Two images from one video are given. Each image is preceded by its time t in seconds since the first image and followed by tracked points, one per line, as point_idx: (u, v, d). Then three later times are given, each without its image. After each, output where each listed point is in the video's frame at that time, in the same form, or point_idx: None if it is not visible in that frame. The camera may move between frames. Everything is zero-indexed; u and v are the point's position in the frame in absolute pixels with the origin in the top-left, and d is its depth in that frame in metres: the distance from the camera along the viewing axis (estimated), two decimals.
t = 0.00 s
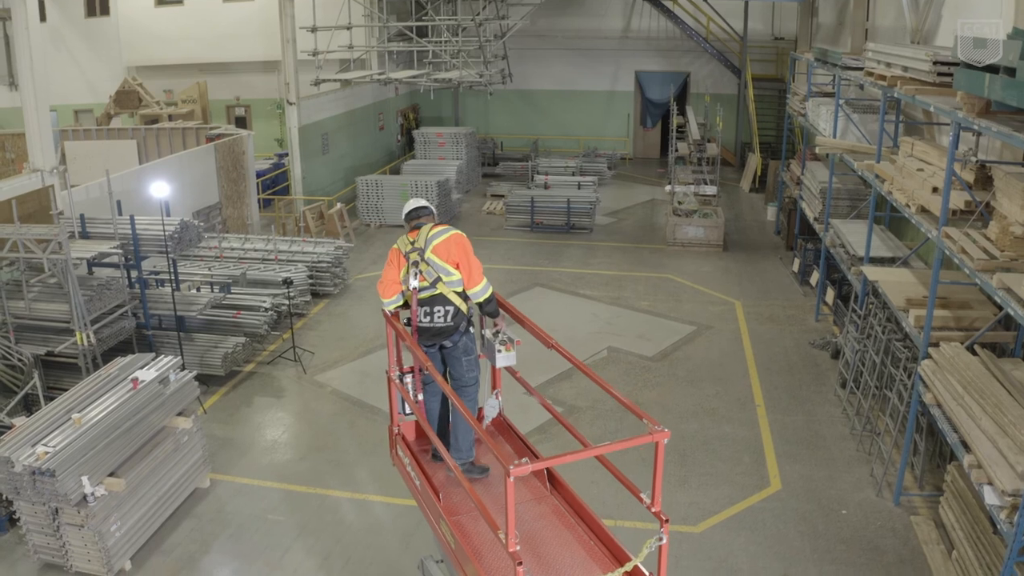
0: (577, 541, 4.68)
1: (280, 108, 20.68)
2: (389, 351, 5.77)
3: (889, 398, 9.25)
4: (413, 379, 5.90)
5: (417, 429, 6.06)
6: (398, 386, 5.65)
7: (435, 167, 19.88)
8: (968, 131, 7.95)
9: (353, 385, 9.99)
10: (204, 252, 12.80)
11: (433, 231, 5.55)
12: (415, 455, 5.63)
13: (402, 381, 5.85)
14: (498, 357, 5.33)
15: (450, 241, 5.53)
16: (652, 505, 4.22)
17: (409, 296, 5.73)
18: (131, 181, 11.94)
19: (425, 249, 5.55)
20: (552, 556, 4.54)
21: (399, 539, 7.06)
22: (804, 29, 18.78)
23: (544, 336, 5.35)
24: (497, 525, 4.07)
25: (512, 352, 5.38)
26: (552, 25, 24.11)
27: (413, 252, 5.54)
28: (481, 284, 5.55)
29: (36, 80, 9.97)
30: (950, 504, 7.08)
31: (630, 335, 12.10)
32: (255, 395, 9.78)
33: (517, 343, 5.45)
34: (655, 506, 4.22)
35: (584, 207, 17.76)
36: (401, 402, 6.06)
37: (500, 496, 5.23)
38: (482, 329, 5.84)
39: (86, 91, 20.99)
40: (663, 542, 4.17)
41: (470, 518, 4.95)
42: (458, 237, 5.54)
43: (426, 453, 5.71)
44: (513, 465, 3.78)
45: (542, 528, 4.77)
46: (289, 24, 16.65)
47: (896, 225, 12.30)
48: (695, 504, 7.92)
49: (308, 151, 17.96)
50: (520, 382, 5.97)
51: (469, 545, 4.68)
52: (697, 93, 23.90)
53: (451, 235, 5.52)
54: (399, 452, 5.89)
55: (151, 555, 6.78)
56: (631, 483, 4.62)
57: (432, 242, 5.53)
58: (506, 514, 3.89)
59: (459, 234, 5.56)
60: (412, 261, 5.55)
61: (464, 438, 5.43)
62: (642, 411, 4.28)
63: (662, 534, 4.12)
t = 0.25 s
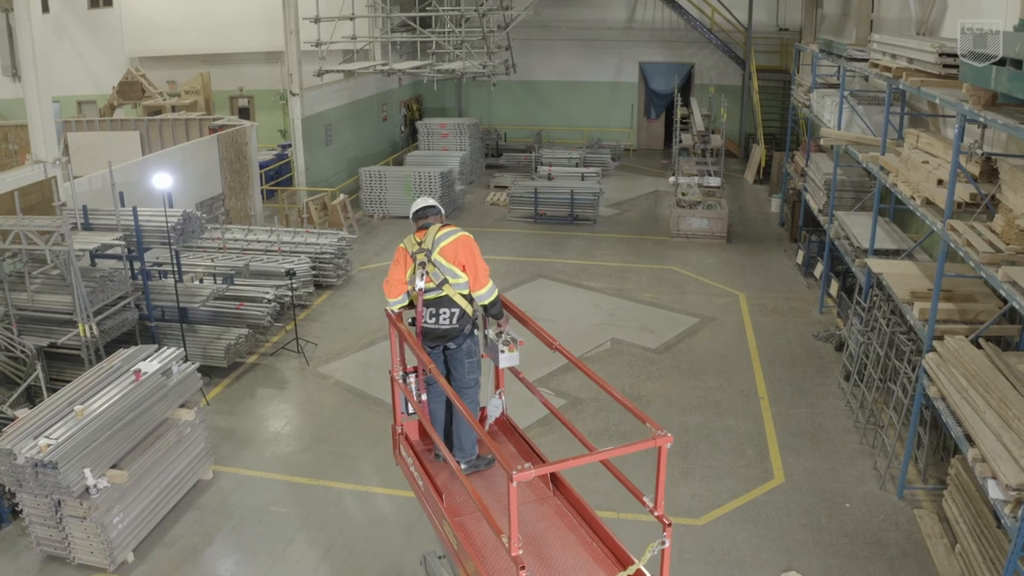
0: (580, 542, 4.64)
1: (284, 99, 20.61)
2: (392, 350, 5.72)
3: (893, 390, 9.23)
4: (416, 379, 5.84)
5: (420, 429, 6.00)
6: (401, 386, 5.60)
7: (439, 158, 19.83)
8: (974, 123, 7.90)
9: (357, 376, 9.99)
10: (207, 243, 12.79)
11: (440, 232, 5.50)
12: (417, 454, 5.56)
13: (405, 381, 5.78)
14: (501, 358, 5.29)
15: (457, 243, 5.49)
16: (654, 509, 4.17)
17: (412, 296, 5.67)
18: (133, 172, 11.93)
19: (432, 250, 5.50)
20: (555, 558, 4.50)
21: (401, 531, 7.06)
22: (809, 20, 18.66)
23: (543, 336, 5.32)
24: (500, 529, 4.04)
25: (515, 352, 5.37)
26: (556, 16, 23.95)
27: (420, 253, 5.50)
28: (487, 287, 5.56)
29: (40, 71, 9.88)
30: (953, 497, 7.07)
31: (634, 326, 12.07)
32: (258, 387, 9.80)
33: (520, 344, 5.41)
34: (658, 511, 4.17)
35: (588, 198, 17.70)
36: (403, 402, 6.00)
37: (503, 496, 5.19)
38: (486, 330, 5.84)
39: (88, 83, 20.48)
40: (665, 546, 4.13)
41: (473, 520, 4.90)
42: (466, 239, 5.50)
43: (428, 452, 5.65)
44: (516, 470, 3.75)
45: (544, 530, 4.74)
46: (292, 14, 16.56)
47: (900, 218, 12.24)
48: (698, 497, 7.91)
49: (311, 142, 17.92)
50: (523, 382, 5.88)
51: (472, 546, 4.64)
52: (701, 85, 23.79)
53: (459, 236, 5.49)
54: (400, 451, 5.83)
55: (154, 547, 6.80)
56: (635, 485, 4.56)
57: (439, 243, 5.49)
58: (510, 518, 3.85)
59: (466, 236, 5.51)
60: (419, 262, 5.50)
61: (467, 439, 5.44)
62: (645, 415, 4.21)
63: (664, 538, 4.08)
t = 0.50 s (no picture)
0: (582, 544, 4.62)
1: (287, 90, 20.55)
2: (396, 350, 5.65)
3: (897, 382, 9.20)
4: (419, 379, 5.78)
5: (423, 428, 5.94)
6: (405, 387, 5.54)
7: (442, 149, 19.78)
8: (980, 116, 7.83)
9: (359, 367, 10.00)
10: (210, 235, 12.78)
11: (448, 236, 5.42)
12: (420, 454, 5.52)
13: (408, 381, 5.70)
14: (504, 358, 5.26)
15: (465, 247, 5.40)
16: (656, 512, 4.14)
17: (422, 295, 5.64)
18: (135, 164, 11.91)
19: (440, 253, 5.42)
20: (557, 560, 4.48)
21: (403, 523, 7.07)
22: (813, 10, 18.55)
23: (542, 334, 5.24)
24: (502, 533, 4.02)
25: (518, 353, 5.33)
26: (560, 6, 23.85)
27: (428, 256, 5.43)
28: (493, 292, 5.46)
29: (41, 62, 9.84)
30: (957, 491, 7.06)
31: (637, 318, 12.05)
32: (261, 378, 9.81)
33: (523, 345, 5.38)
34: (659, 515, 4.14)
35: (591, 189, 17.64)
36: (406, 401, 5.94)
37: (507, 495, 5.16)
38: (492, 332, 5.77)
39: (88, 72, 19.97)
40: (667, 550, 4.11)
41: (475, 522, 4.87)
42: (474, 243, 5.40)
43: (430, 453, 5.60)
44: (518, 476, 3.72)
45: (546, 531, 4.72)
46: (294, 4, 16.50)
47: (905, 210, 12.20)
48: (701, 489, 7.90)
49: (314, 133, 17.88)
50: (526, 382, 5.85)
51: (474, 548, 4.61)
52: (704, 75, 23.69)
53: (467, 240, 5.39)
54: (403, 450, 5.78)
55: (157, 539, 6.81)
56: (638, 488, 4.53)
57: (446, 246, 5.41)
58: (512, 523, 3.83)
59: (475, 240, 5.42)
60: (427, 264, 5.43)
61: (472, 439, 5.42)
62: (648, 418, 4.17)
63: (666, 542, 4.06)
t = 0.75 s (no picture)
0: (585, 545, 4.61)
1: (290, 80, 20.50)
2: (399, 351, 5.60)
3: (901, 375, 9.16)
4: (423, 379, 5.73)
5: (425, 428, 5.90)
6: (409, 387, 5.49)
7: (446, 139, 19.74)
8: (985, 107, 7.76)
9: (362, 359, 9.99)
10: (212, 225, 12.77)
11: (458, 240, 5.37)
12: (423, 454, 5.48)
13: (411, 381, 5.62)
14: (507, 359, 5.21)
15: (475, 253, 5.35)
16: (659, 516, 4.12)
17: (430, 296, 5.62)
18: (137, 154, 11.89)
19: (450, 257, 5.38)
20: (560, 562, 4.47)
21: (405, 515, 7.07)
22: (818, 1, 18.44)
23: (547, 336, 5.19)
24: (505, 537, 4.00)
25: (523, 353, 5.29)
26: None
27: (437, 259, 5.39)
28: (501, 298, 5.37)
29: (43, 53, 9.79)
30: (960, 484, 7.05)
31: (640, 310, 12.02)
32: (264, 369, 9.81)
33: (526, 346, 5.34)
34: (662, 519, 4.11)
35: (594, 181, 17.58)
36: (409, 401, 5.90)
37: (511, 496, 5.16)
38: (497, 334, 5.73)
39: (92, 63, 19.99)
40: (669, 553, 4.09)
41: (477, 523, 4.85)
42: (484, 249, 5.36)
43: (433, 453, 5.56)
44: (522, 481, 3.68)
45: (549, 532, 4.71)
46: None
47: (909, 202, 12.13)
48: (704, 482, 7.89)
49: (317, 123, 17.84)
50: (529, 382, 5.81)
51: (477, 550, 4.59)
52: (708, 66, 23.59)
53: (477, 246, 5.35)
54: (406, 450, 5.74)
55: (159, 530, 6.82)
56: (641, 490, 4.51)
57: (456, 251, 5.35)
58: (515, 527, 3.80)
59: (485, 246, 5.36)
60: (435, 268, 5.40)
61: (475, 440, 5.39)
62: (651, 423, 4.14)
63: (669, 546, 4.05)
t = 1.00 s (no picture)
0: (587, 547, 4.60)
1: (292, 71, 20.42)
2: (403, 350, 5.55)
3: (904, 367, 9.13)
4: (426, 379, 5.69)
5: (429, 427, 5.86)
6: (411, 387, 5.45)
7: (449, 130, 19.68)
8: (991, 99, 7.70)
9: (365, 350, 9.98)
10: (215, 216, 12.75)
11: (466, 245, 5.22)
12: (427, 455, 5.45)
13: (415, 382, 5.65)
14: (510, 360, 5.08)
15: (482, 259, 5.19)
16: (662, 520, 4.10)
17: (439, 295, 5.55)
18: (139, 145, 11.87)
19: (457, 261, 5.25)
20: (562, 564, 4.45)
21: (408, 507, 7.07)
22: None
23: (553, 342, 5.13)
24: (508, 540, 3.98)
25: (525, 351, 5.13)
26: None
27: (444, 262, 5.28)
28: (506, 305, 5.25)
29: (45, 43, 9.74)
30: (964, 477, 7.05)
31: (643, 301, 11.99)
32: (266, 360, 9.81)
33: (530, 347, 5.20)
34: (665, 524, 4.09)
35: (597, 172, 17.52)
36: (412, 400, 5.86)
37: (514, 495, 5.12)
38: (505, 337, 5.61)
39: (95, 54, 20.08)
40: (671, 557, 4.08)
41: (480, 523, 4.82)
42: (491, 256, 5.19)
43: (436, 453, 5.52)
44: (524, 487, 3.67)
45: (552, 533, 4.69)
46: None
47: (914, 193, 12.07)
48: (706, 474, 7.88)
49: (319, 114, 17.79)
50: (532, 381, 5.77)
51: (480, 552, 4.56)
52: (712, 57, 23.47)
53: (485, 252, 5.18)
54: (409, 449, 5.71)
55: (162, 522, 6.84)
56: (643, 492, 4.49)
57: (463, 256, 5.22)
58: (517, 532, 3.77)
59: (493, 253, 5.19)
60: (443, 270, 5.29)
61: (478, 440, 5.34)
62: (654, 427, 4.12)
63: (671, 550, 4.05)
